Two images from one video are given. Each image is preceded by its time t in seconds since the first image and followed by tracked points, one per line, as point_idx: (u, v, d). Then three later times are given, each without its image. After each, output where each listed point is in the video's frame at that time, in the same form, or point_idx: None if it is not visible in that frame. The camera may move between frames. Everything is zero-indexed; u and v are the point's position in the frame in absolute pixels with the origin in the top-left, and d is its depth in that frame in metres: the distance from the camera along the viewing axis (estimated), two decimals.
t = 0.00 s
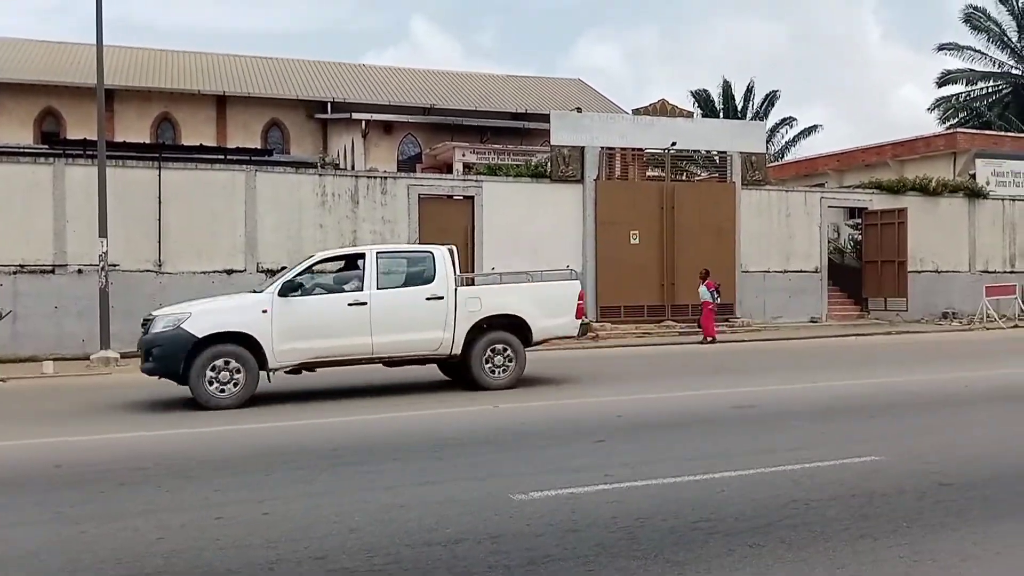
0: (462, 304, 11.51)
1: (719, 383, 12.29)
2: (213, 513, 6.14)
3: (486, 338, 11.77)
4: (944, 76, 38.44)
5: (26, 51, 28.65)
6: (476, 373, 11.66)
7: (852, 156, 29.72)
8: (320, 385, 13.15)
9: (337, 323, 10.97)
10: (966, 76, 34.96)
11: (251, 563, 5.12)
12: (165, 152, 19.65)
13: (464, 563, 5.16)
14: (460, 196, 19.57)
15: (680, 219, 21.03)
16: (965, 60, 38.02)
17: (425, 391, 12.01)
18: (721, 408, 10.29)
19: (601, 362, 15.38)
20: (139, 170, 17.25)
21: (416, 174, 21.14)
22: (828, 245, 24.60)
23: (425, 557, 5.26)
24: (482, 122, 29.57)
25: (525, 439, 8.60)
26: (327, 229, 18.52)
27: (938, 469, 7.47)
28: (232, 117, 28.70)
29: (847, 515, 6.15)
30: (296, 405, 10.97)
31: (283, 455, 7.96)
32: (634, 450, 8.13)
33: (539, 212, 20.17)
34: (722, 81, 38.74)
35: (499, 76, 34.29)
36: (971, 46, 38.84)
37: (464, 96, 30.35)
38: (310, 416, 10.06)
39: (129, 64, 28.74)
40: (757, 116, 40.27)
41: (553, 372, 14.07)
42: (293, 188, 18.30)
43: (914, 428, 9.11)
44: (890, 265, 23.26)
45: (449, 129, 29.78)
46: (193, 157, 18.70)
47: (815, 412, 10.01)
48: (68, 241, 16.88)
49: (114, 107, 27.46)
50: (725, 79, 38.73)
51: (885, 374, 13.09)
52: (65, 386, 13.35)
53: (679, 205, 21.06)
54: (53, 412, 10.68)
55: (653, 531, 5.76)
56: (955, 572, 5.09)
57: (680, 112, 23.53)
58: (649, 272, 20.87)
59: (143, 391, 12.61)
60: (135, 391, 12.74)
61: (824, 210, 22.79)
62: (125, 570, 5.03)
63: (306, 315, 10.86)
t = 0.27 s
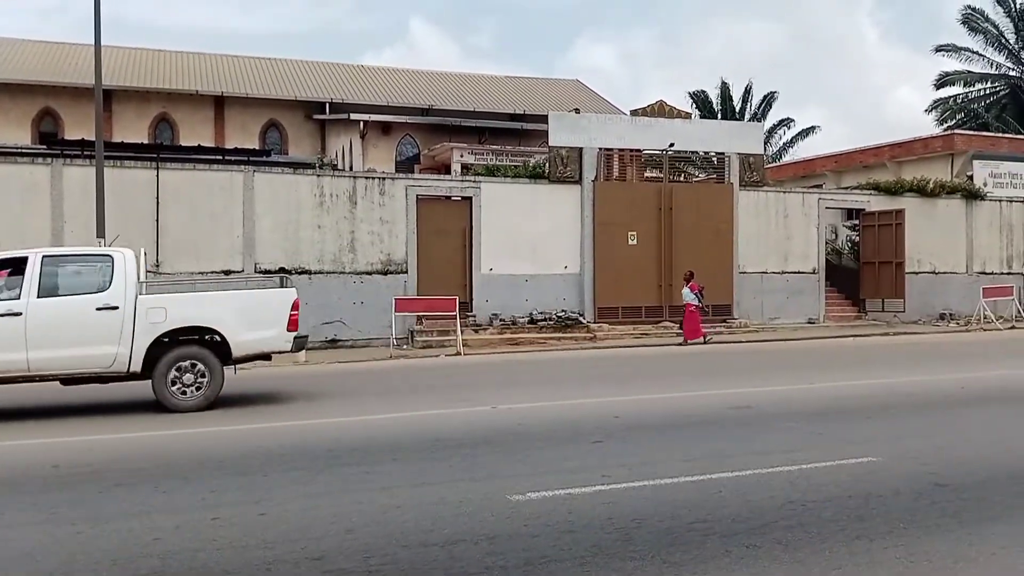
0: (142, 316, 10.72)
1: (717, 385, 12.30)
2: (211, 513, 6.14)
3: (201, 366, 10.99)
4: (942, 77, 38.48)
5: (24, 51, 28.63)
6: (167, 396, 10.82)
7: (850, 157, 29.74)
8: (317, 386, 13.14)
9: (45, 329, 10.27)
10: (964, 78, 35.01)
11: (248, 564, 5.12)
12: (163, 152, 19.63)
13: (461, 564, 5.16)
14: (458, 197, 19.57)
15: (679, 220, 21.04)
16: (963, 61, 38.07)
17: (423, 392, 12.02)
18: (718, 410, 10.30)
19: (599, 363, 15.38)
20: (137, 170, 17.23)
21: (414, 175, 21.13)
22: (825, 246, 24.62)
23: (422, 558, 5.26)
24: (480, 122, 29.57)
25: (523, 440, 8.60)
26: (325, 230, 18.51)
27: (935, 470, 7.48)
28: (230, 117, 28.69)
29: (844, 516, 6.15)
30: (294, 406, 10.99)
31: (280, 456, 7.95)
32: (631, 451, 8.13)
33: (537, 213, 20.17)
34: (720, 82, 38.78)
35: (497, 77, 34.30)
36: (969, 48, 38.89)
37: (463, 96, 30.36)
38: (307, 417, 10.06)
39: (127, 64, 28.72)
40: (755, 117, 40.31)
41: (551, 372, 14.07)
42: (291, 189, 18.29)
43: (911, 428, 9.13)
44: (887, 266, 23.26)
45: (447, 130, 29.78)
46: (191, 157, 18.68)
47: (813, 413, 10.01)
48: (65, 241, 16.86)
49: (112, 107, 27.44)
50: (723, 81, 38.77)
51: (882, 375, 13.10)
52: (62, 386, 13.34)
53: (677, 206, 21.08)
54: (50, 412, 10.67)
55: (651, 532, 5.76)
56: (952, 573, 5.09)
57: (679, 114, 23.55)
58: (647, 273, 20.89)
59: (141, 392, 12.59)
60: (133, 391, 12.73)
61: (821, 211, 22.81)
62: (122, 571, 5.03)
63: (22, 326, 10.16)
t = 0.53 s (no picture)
0: None
1: (703, 389, 12.33)
2: (193, 520, 6.10)
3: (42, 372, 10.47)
4: (926, 82, 38.77)
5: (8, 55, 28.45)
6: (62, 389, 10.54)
7: (834, 161, 29.90)
8: (303, 391, 13.08)
9: None
10: (947, 83, 35.27)
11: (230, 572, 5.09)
12: (146, 157, 19.52)
13: (445, 570, 5.14)
14: (444, 201, 19.56)
15: (664, 224, 21.10)
16: (946, 67, 38.36)
17: (410, 397, 11.99)
18: (704, 414, 10.32)
19: (585, 368, 15.39)
20: (120, 174, 17.14)
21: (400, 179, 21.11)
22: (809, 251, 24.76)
23: (407, 564, 5.25)
24: (467, 127, 29.58)
25: (508, 446, 8.59)
26: (310, 234, 18.46)
27: (918, 473, 7.51)
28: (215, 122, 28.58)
29: (827, 520, 6.17)
30: (279, 412, 10.94)
31: (264, 462, 7.91)
32: (617, 456, 8.13)
33: (523, 217, 20.18)
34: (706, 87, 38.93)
35: (484, 82, 34.33)
36: (952, 53, 39.20)
37: (449, 101, 30.36)
38: (292, 422, 10.02)
39: (112, 68, 28.58)
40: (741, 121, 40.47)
41: (538, 377, 14.07)
42: (276, 193, 18.22)
43: (896, 432, 9.17)
44: (871, 270, 23.54)
45: (434, 134, 29.78)
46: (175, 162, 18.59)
47: (798, 417, 10.05)
48: (48, 246, 16.73)
49: (96, 112, 27.29)
50: (709, 86, 38.92)
51: (867, 379, 13.15)
52: (46, 393, 13.23)
53: (663, 211, 21.15)
54: (33, 419, 10.57)
55: (635, 537, 5.76)
56: None
57: (664, 119, 23.63)
58: (633, 278, 20.93)
59: (125, 398, 12.51)
60: (117, 398, 12.64)
61: (806, 216, 22.92)
62: None
63: None
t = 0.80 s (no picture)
0: None
1: (672, 402, 12.40)
2: (156, 538, 6.02)
3: None
4: (889, 100, 39.45)
5: None
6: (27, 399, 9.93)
7: (800, 177, 30.29)
8: (271, 406, 12.97)
9: None
10: (909, 102, 35.93)
11: None
12: (112, 169, 19.31)
13: None
14: (414, 215, 19.52)
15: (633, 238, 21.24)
16: (909, 85, 39.08)
17: (377, 412, 11.93)
18: (673, 427, 10.38)
19: (555, 382, 15.42)
20: (85, 187, 16.92)
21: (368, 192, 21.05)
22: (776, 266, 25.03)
23: None
24: (436, 141, 29.60)
25: (477, 460, 8.57)
26: (278, 248, 18.34)
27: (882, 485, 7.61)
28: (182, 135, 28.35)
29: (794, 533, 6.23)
30: (246, 427, 10.83)
31: (230, 478, 7.83)
32: (585, 470, 8.15)
33: (492, 232, 20.20)
34: (674, 104, 39.31)
35: (453, 96, 34.39)
36: (914, 72, 39.98)
37: (418, 115, 30.37)
38: (260, 438, 9.93)
39: (77, 80, 28.28)
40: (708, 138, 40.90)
41: (508, 391, 14.07)
42: (244, 207, 18.09)
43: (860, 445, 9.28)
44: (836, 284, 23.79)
45: (403, 148, 29.76)
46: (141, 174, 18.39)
47: (765, 430, 10.12)
48: (10, 259, 16.46)
49: (60, 123, 26.95)
50: (677, 103, 39.31)
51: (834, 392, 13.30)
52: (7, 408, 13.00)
53: (631, 225, 21.27)
54: None
55: (602, 551, 5.78)
56: None
57: (633, 134, 23.81)
58: (602, 292, 21.03)
59: (88, 414, 12.33)
60: (80, 413, 12.44)
61: (772, 231, 23.18)
62: None
63: None
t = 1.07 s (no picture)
0: None
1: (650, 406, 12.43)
2: (130, 548, 5.94)
3: None
4: (862, 105, 39.82)
5: None
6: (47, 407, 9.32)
7: (775, 181, 30.51)
8: (248, 413, 12.88)
9: None
10: (883, 106, 36.25)
11: None
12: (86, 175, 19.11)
13: None
14: (392, 220, 19.47)
15: (611, 242, 21.30)
16: (881, 90, 39.48)
17: (356, 419, 11.86)
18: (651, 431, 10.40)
19: (534, 387, 15.42)
20: (58, 193, 16.74)
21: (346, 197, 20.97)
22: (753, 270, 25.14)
23: None
24: (414, 146, 29.56)
25: (455, 465, 8.54)
26: (254, 254, 18.22)
27: (858, 487, 7.65)
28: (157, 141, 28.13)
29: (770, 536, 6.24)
30: (223, 434, 10.74)
31: (206, 487, 7.75)
32: (564, 474, 8.14)
33: (471, 237, 20.17)
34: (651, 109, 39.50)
35: (430, 101, 34.37)
36: (887, 76, 40.39)
37: (396, 120, 30.33)
38: (236, 445, 9.85)
39: (50, 86, 28.00)
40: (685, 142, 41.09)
41: (486, 397, 14.05)
42: (220, 213, 17.97)
43: (837, 447, 9.34)
44: (812, 288, 23.96)
45: (381, 153, 29.69)
46: (116, 180, 18.22)
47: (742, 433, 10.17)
48: None
49: (33, 129, 26.66)
50: (653, 107, 39.50)
51: (810, 395, 13.38)
52: None
53: (609, 230, 21.32)
54: None
55: (581, 556, 5.77)
56: None
57: (610, 139, 23.90)
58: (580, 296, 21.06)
59: (62, 422, 12.18)
60: (52, 422, 12.29)
61: (749, 235, 23.32)
62: None
63: None
